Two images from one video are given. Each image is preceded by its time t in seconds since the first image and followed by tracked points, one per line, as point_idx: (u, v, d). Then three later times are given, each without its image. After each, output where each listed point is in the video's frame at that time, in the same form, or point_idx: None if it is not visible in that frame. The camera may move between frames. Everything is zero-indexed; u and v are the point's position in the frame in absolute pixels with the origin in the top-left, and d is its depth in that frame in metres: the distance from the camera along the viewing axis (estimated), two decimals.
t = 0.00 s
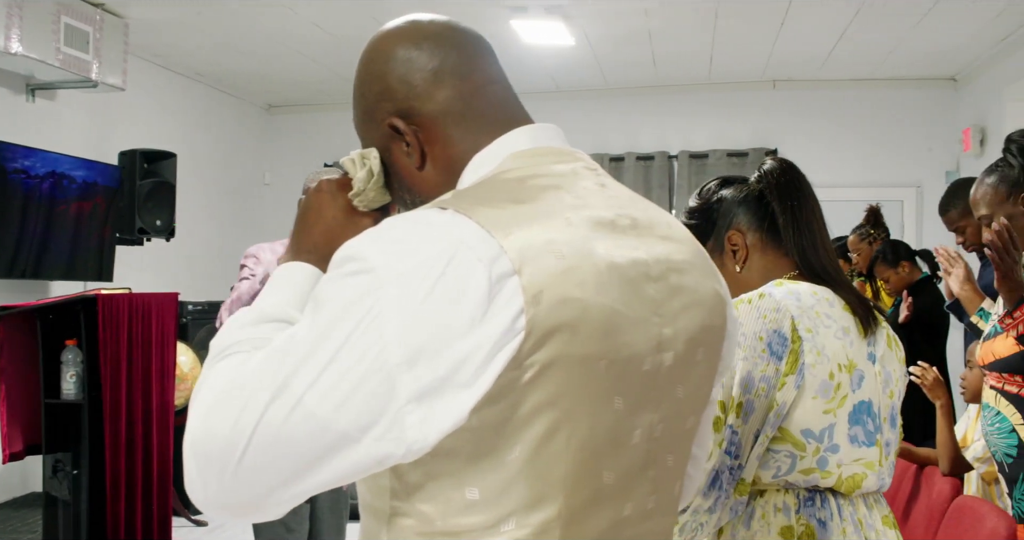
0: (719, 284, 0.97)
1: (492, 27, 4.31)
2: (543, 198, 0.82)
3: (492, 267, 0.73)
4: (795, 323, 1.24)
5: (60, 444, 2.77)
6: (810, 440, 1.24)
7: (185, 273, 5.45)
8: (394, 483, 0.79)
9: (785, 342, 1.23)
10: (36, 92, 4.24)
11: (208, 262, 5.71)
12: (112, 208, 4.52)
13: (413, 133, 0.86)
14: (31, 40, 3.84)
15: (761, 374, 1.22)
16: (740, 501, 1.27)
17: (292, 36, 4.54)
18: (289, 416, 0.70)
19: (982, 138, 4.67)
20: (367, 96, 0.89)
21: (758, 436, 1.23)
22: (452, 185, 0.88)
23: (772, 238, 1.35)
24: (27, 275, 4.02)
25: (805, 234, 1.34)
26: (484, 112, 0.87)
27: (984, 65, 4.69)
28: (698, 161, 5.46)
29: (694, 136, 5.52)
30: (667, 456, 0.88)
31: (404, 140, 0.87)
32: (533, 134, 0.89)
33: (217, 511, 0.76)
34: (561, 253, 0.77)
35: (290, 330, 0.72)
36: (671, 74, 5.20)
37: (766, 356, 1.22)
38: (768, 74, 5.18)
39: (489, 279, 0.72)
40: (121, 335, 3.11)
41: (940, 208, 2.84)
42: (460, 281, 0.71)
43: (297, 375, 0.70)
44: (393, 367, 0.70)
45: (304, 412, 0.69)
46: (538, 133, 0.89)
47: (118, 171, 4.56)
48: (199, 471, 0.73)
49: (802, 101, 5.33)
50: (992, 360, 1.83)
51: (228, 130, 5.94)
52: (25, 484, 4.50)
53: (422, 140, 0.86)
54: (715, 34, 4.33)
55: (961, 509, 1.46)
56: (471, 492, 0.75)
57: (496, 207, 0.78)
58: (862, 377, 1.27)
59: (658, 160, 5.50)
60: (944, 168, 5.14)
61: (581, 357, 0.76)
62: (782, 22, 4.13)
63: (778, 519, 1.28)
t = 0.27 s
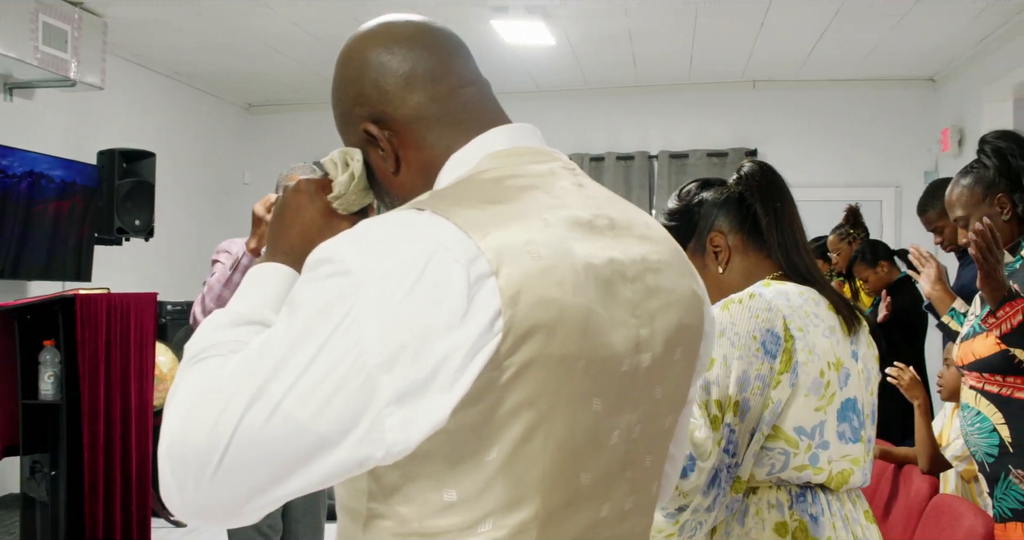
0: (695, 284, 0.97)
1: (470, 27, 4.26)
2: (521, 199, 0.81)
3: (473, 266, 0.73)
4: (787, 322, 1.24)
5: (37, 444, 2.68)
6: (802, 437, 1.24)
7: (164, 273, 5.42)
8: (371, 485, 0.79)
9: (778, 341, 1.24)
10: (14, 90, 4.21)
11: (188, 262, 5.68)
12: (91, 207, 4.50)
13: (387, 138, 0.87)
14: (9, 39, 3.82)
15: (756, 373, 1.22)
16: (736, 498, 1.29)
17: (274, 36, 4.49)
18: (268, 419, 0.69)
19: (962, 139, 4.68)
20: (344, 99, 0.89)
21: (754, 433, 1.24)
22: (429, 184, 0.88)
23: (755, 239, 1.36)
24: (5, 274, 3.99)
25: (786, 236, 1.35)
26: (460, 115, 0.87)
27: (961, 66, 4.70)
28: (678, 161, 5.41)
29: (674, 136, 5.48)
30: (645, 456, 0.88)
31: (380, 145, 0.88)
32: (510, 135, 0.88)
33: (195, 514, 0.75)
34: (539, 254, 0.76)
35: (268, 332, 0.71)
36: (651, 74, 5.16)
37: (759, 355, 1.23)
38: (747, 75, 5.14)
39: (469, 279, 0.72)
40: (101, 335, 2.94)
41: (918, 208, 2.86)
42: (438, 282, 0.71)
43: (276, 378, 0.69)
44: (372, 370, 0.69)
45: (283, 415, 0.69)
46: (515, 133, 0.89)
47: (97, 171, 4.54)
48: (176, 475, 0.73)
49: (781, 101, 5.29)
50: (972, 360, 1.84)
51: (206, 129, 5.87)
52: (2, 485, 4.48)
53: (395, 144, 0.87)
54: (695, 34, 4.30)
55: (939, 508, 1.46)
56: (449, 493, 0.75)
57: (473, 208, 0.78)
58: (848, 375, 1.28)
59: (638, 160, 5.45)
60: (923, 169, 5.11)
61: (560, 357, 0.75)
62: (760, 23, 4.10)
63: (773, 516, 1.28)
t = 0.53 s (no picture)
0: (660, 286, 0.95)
1: (431, 26, 4.07)
2: (484, 198, 0.80)
3: (443, 267, 0.70)
4: (750, 322, 1.25)
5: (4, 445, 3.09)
6: (765, 435, 1.25)
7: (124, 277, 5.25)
8: (336, 487, 0.75)
9: (742, 340, 1.25)
10: None
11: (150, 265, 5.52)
12: (54, 208, 4.07)
13: (354, 126, 0.86)
14: None
15: (720, 370, 1.23)
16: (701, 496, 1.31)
17: (237, 37, 4.26)
18: (238, 428, 0.66)
19: (923, 139, 4.58)
20: (312, 88, 0.88)
21: (718, 431, 1.25)
22: (392, 181, 0.87)
23: (716, 240, 1.35)
24: None
25: (746, 237, 1.36)
26: (429, 111, 0.86)
27: (922, 68, 4.60)
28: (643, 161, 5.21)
29: (640, 137, 5.27)
30: (610, 458, 0.85)
31: (345, 133, 0.86)
32: (475, 135, 0.87)
33: (167, 529, 0.72)
34: (503, 255, 0.74)
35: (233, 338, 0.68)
36: (616, 73, 4.97)
37: (723, 353, 1.24)
38: (711, 75, 4.97)
39: (439, 280, 0.69)
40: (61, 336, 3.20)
41: (880, 209, 2.81)
42: (405, 285, 0.68)
43: (242, 389, 0.66)
44: (342, 376, 0.66)
45: (253, 425, 0.66)
46: (480, 133, 0.88)
47: (59, 169, 4.11)
48: (144, 493, 0.69)
49: (746, 101, 5.12)
50: (932, 359, 1.85)
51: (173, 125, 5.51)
52: None
53: (362, 134, 0.86)
54: (660, 33, 4.13)
55: (901, 505, 1.48)
56: (414, 496, 0.72)
57: (438, 208, 0.76)
58: (810, 375, 1.29)
59: (603, 160, 5.24)
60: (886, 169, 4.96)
61: (527, 358, 0.73)
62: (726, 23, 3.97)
63: (736, 514, 1.29)
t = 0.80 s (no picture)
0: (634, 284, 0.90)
1: (405, 25, 4.03)
2: (459, 198, 0.75)
3: (415, 268, 0.66)
4: (714, 322, 1.25)
5: None
6: (729, 434, 1.24)
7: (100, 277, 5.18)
8: (311, 489, 0.71)
9: (706, 339, 1.24)
10: None
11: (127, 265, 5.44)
12: (27, 208, 3.62)
13: (333, 117, 0.81)
14: None
15: (683, 370, 1.23)
16: (663, 495, 1.30)
17: (218, 39, 4.21)
18: (209, 429, 0.62)
19: (897, 140, 4.58)
20: (286, 80, 0.83)
21: (681, 431, 1.24)
22: (368, 180, 0.82)
23: (686, 239, 1.36)
24: None
25: (716, 237, 1.35)
26: (408, 107, 0.82)
27: (895, 69, 4.61)
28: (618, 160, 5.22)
29: (614, 136, 5.27)
30: (586, 457, 0.80)
31: (322, 124, 0.81)
32: (449, 134, 0.84)
33: (138, 531, 0.68)
34: (479, 254, 0.70)
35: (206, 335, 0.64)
36: (592, 74, 4.94)
37: (687, 353, 1.24)
38: (686, 76, 4.96)
39: (412, 280, 0.65)
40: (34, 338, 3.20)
41: (854, 210, 2.76)
42: (383, 281, 0.64)
43: (217, 386, 0.62)
44: (318, 375, 0.62)
45: (226, 424, 0.62)
46: (455, 134, 0.84)
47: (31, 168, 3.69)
48: (115, 493, 0.65)
49: (721, 100, 5.13)
50: (904, 358, 1.85)
51: (151, 124, 5.42)
52: None
53: (342, 126, 0.81)
54: (636, 33, 4.10)
55: (875, 505, 1.49)
56: (391, 497, 0.68)
57: (414, 207, 0.71)
58: (776, 375, 1.28)
59: (579, 160, 5.23)
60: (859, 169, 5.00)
61: (504, 358, 0.69)
62: (700, 23, 3.94)
63: (700, 514, 1.28)
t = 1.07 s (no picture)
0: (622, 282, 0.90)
1: (393, 25, 4.01)
2: (446, 199, 0.75)
3: (401, 268, 0.66)
4: (681, 322, 1.22)
5: None
6: (694, 437, 1.22)
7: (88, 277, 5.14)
8: (298, 490, 0.71)
9: (671, 340, 1.22)
10: None
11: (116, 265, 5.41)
12: (14, 208, 3.61)
13: (319, 117, 0.81)
14: None
15: (646, 371, 1.21)
16: (626, 497, 1.26)
17: (208, 38, 4.20)
18: (196, 430, 0.61)
19: (885, 140, 4.60)
20: (273, 80, 0.83)
21: (644, 433, 1.21)
22: (355, 179, 0.82)
23: (659, 236, 1.32)
24: None
25: (692, 236, 1.32)
26: (396, 107, 0.82)
27: (885, 69, 4.61)
28: (608, 160, 5.22)
29: (604, 135, 5.28)
30: (573, 458, 0.81)
31: (309, 123, 0.81)
32: (437, 134, 0.83)
33: (125, 533, 0.68)
34: (466, 254, 0.69)
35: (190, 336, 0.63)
36: (582, 74, 4.93)
37: (652, 353, 1.21)
38: (675, 76, 4.96)
39: (397, 281, 0.65)
40: (23, 337, 3.26)
41: (842, 211, 2.75)
42: (369, 283, 0.64)
43: (202, 388, 0.61)
44: (306, 376, 0.62)
45: (212, 426, 0.61)
46: (441, 134, 0.84)
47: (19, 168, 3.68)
48: (98, 495, 0.65)
49: (710, 100, 5.14)
50: (890, 358, 1.84)
51: (139, 125, 5.41)
52: None
53: (329, 125, 0.81)
54: (626, 33, 4.09)
55: (864, 504, 1.49)
56: (376, 498, 0.67)
57: (399, 207, 0.71)
58: (746, 376, 1.25)
59: (568, 159, 5.24)
60: (849, 169, 5.01)
61: (489, 359, 0.68)
62: (689, 24, 3.93)
63: (664, 516, 1.26)
